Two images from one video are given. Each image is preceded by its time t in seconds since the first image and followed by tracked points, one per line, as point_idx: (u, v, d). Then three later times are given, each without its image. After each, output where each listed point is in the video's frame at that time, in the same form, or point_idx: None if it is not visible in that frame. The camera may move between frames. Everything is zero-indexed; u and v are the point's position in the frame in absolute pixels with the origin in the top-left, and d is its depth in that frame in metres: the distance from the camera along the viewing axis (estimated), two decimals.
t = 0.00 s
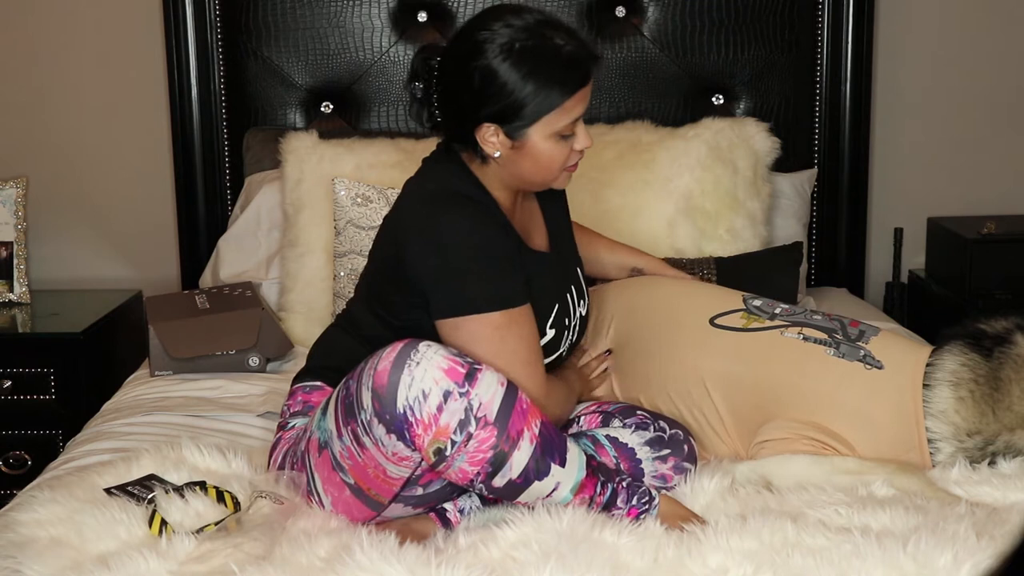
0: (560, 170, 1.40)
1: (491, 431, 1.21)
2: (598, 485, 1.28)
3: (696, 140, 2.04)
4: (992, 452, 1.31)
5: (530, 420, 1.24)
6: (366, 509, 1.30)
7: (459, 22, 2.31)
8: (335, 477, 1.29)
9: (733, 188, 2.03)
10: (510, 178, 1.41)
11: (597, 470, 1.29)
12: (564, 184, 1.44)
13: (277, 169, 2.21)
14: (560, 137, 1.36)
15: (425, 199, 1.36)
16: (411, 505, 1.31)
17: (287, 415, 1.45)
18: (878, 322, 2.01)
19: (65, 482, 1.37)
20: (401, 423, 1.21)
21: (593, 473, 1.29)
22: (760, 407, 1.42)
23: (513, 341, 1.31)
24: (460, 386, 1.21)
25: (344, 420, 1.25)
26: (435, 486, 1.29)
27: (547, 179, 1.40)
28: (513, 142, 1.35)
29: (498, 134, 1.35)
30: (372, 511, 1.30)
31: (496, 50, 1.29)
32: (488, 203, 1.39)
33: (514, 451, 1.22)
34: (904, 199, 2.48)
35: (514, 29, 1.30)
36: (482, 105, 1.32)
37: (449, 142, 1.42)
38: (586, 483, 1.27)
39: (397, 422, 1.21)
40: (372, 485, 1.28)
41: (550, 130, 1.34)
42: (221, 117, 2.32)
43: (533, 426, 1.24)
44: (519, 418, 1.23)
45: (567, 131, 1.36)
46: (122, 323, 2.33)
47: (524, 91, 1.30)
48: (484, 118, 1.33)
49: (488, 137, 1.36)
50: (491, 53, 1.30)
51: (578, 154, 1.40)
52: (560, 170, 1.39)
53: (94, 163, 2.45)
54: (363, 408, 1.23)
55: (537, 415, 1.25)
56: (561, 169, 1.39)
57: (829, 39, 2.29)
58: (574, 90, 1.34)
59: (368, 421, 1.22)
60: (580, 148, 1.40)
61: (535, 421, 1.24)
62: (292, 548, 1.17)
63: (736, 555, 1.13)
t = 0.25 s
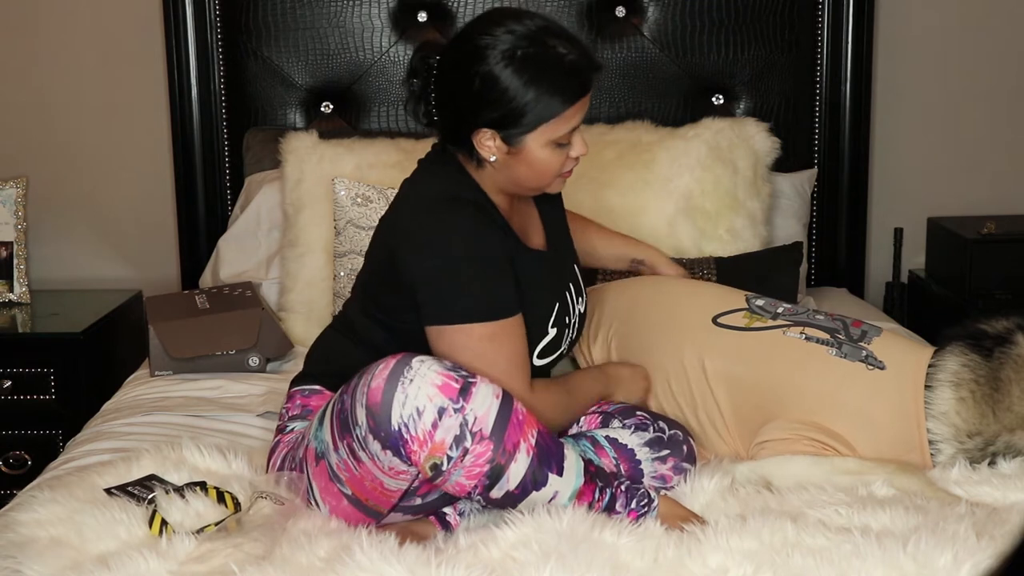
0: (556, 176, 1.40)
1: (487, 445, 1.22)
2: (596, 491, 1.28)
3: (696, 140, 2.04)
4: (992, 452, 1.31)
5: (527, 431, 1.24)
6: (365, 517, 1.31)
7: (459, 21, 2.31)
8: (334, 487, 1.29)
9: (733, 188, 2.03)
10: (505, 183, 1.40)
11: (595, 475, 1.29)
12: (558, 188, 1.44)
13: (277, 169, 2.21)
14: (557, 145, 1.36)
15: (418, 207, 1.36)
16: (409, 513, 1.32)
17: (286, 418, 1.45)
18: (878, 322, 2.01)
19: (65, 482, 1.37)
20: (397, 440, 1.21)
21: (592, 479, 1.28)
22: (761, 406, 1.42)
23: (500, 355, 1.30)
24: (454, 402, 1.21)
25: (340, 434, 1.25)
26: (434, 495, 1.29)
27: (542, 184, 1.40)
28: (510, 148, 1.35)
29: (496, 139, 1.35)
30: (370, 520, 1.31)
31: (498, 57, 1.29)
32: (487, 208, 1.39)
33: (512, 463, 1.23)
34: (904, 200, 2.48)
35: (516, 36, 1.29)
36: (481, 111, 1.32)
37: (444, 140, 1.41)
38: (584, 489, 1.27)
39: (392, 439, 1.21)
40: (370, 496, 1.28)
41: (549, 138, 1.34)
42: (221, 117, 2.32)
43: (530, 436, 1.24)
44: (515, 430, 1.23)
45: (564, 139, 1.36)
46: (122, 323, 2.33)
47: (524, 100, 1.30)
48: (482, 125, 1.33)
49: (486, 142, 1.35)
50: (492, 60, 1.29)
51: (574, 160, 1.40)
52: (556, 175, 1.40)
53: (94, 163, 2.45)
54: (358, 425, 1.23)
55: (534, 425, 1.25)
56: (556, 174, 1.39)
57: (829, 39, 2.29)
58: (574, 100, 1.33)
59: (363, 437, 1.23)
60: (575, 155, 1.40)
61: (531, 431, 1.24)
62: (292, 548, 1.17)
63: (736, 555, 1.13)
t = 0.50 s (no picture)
0: (556, 174, 1.39)
1: (483, 456, 1.22)
2: (594, 495, 1.27)
3: (696, 140, 2.04)
4: (993, 452, 1.31)
5: (523, 440, 1.23)
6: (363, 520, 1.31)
7: (459, 21, 2.31)
8: (331, 493, 1.29)
9: (733, 188, 2.03)
10: (506, 180, 1.40)
11: (593, 478, 1.29)
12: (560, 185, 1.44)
13: (277, 169, 2.21)
14: (556, 145, 1.35)
15: (414, 206, 1.36)
16: (407, 518, 1.32)
17: (287, 417, 1.45)
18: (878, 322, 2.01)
19: (65, 482, 1.37)
20: (392, 452, 1.21)
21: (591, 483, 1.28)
22: (762, 406, 1.42)
23: (522, 326, 1.31)
24: (449, 414, 1.21)
25: (335, 444, 1.25)
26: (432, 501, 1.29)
27: (541, 182, 1.40)
28: (508, 147, 1.35)
29: (494, 138, 1.35)
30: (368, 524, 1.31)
31: (498, 57, 1.29)
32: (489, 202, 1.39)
33: (508, 472, 1.23)
34: (904, 199, 2.48)
35: (516, 37, 1.29)
36: (480, 110, 1.32)
37: (442, 138, 1.42)
38: (580, 494, 1.27)
39: (387, 451, 1.21)
40: (368, 503, 1.28)
41: (548, 137, 1.34)
42: (221, 117, 2.32)
43: (525, 445, 1.24)
44: (511, 440, 1.23)
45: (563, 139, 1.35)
46: (122, 323, 2.33)
47: (523, 99, 1.29)
48: (481, 124, 1.33)
49: (486, 140, 1.35)
50: (492, 61, 1.29)
51: (574, 159, 1.40)
52: (555, 174, 1.39)
53: (94, 163, 2.45)
54: (353, 436, 1.23)
55: (530, 433, 1.24)
56: (557, 172, 1.39)
57: (829, 39, 2.29)
58: (574, 101, 1.33)
59: (358, 448, 1.23)
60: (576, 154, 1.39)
61: (527, 440, 1.24)
62: (292, 548, 1.17)
63: (736, 555, 1.13)
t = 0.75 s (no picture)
0: (579, 173, 1.41)
1: (483, 467, 1.22)
2: (596, 499, 1.28)
3: (696, 140, 2.04)
4: (993, 452, 1.31)
5: (524, 449, 1.23)
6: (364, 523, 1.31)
7: (459, 21, 2.31)
8: (333, 495, 1.29)
9: (733, 188, 2.03)
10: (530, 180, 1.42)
11: (594, 483, 1.28)
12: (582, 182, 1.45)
13: (277, 169, 2.21)
14: (577, 145, 1.36)
15: (434, 192, 1.37)
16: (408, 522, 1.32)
17: (294, 409, 1.45)
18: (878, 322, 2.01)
19: (65, 482, 1.37)
20: (392, 463, 1.21)
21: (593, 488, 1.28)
22: (763, 406, 1.42)
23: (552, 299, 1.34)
24: (449, 426, 1.21)
25: (337, 451, 1.26)
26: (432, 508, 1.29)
27: (564, 182, 1.41)
28: (531, 149, 1.36)
29: (517, 141, 1.36)
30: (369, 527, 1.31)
31: (518, 62, 1.30)
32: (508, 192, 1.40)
33: (508, 482, 1.23)
34: (904, 199, 2.48)
35: (535, 42, 1.30)
36: (503, 115, 1.33)
37: (461, 137, 1.42)
38: (582, 498, 1.27)
39: (388, 462, 1.21)
40: (369, 507, 1.28)
41: (569, 139, 1.35)
42: (221, 117, 2.32)
43: (526, 456, 1.24)
44: (512, 450, 1.23)
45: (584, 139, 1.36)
46: (122, 323, 2.33)
47: (546, 103, 1.31)
48: (504, 128, 1.34)
49: (508, 144, 1.37)
50: (513, 65, 1.30)
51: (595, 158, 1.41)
52: (577, 174, 1.40)
53: (94, 163, 2.45)
54: (354, 446, 1.23)
55: (531, 441, 1.24)
56: (580, 172, 1.40)
57: (829, 39, 2.29)
58: (593, 103, 1.34)
59: (359, 458, 1.23)
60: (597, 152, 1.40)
61: (528, 449, 1.24)
62: (292, 548, 1.17)
63: (736, 555, 1.13)
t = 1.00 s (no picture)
0: (592, 172, 1.41)
1: (489, 455, 1.22)
2: (599, 495, 1.28)
3: (696, 140, 2.04)
4: (993, 452, 1.31)
5: (530, 439, 1.23)
6: (366, 513, 1.31)
7: (459, 22, 2.31)
8: (337, 482, 1.29)
9: (733, 188, 2.03)
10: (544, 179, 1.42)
11: (597, 478, 1.29)
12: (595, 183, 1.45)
13: (277, 169, 2.20)
14: (592, 143, 1.37)
15: (439, 186, 1.38)
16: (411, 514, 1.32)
17: (300, 400, 1.45)
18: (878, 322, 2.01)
19: (64, 482, 1.37)
20: (399, 448, 1.21)
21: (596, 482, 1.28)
22: (762, 405, 1.42)
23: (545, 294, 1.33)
24: (457, 412, 1.21)
25: (344, 437, 1.26)
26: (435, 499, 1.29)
27: (578, 182, 1.42)
28: (547, 147, 1.36)
29: (532, 139, 1.36)
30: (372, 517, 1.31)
31: (535, 59, 1.31)
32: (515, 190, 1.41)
33: (514, 471, 1.23)
34: (904, 199, 2.48)
35: (552, 40, 1.31)
36: (519, 112, 1.34)
37: (477, 134, 1.43)
38: (586, 493, 1.27)
39: (395, 447, 1.21)
40: (372, 495, 1.28)
41: (585, 136, 1.35)
42: (221, 117, 2.32)
43: (533, 444, 1.24)
44: (518, 438, 1.23)
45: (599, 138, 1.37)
46: (122, 323, 2.33)
47: (561, 100, 1.32)
48: (520, 124, 1.35)
49: (524, 141, 1.37)
50: (530, 62, 1.31)
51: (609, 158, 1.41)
52: (591, 173, 1.40)
53: (94, 163, 2.45)
54: (361, 431, 1.23)
55: (537, 432, 1.24)
56: (594, 171, 1.40)
57: (829, 38, 2.29)
58: (610, 100, 1.34)
59: (366, 444, 1.23)
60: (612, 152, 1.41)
61: (535, 439, 1.24)
62: (291, 547, 1.17)
63: (735, 555, 1.13)
